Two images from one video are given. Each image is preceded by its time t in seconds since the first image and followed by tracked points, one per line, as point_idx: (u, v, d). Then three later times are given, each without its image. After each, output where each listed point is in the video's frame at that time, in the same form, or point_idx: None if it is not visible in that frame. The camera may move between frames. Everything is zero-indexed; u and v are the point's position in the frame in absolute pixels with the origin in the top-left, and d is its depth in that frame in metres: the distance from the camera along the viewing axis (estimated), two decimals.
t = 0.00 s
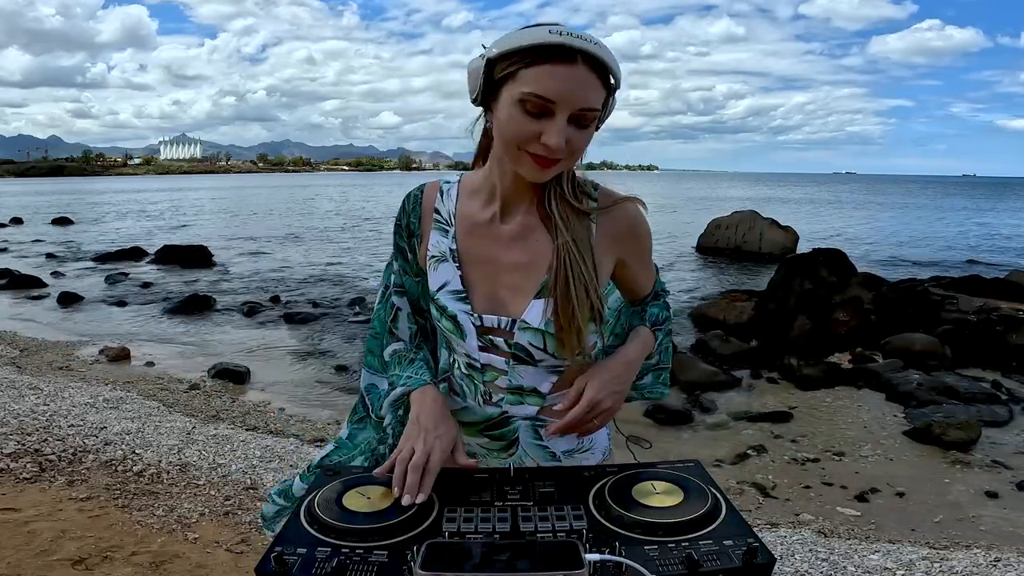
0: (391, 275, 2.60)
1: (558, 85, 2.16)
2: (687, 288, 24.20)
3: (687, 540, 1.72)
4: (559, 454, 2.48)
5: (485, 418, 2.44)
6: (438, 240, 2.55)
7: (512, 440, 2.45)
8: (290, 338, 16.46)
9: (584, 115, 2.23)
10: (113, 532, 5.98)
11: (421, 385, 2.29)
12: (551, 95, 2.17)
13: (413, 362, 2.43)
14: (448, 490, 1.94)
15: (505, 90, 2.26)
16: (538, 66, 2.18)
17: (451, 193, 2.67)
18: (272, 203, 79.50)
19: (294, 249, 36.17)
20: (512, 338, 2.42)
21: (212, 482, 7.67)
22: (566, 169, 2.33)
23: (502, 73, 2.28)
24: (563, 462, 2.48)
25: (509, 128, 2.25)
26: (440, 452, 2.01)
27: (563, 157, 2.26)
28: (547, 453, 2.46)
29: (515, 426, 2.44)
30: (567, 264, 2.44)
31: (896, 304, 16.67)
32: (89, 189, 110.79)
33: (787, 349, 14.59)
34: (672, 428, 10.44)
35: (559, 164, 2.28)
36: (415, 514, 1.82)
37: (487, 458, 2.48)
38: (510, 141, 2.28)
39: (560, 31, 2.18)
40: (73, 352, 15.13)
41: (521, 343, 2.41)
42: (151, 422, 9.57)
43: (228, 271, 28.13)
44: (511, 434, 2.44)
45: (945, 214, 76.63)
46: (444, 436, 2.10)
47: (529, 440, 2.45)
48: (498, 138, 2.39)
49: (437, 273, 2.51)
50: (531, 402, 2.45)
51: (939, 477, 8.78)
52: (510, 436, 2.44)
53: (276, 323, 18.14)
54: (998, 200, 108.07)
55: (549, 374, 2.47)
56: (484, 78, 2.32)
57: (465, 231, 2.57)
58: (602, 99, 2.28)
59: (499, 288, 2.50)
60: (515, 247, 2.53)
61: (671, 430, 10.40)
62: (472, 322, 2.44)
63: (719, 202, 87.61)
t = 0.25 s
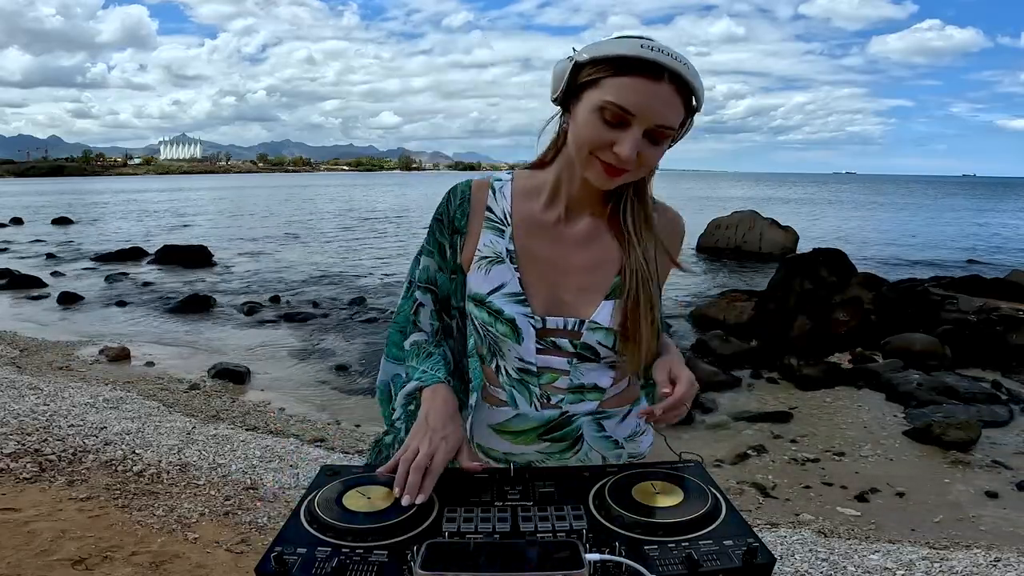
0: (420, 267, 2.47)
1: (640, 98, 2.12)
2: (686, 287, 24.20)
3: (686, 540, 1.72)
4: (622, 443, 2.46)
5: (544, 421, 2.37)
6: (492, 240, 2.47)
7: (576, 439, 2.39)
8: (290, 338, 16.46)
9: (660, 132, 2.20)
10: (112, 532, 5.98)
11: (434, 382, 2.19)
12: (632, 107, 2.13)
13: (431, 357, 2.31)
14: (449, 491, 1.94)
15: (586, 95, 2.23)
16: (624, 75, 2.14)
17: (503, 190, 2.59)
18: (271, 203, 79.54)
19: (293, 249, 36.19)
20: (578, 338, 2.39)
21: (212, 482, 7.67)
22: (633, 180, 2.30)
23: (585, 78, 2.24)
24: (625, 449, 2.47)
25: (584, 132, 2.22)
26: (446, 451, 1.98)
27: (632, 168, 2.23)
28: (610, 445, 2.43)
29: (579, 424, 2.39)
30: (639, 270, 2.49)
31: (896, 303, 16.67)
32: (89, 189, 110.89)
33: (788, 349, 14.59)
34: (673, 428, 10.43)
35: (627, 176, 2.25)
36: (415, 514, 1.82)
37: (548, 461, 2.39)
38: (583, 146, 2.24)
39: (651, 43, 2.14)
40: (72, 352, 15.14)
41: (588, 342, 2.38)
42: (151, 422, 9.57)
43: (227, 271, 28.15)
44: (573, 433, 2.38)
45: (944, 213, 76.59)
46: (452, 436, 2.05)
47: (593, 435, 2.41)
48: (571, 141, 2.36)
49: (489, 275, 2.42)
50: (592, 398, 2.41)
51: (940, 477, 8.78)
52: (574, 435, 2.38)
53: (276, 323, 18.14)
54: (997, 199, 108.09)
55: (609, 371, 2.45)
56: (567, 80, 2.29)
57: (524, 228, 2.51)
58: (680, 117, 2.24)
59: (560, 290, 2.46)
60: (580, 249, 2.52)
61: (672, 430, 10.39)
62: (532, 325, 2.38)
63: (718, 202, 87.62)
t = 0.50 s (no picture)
0: (421, 258, 2.38)
1: (637, 101, 2.14)
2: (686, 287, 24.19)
3: (686, 540, 1.72)
4: (636, 432, 2.52)
5: (570, 427, 2.36)
6: (519, 240, 2.39)
7: (601, 438, 2.39)
8: (290, 338, 16.46)
9: (660, 134, 2.19)
10: (112, 532, 5.98)
11: (427, 375, 2.16)
12: (629, 110, 2.14)
13: (423, 347, 2.25)
14: (450, 491, 1.93)
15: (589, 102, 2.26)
16: (620, 80, 2.17)
17: (524, 189, 2.54)
18: (270, 203, 79.57)
19: (292, 249, 36.21)
20: (604, 337, 2.37)
21: (212, 482, 7.67)
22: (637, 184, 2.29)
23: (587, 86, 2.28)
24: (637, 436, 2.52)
25: (586, 138, 2.24)
26: (445, 450, 1.96)
27: (634, 171, 2.22)
28: (627, 436, 2.48)
29: (604, 422, 2.39)
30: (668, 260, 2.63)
31: (896, 304, 16.68)
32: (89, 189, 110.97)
33: (788, 350, 14.59)
34: (674, 428, 10.43)
35: (630, 180, 2.24)
36: (415, 514, 1.82)
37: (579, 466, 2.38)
38: (585, 151, 2.26)
39: (646, 48, 2.17)
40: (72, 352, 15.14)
41: (612, 340, 2.38)
42: (151, 422, 9.57)
43: (226, 271, 28.16)
44: (599, 434, 2.38)
45: (943, 213, 76.56)
46: (452, 434, 2.03)
47: (616, 430, 2.43)
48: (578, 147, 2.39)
49: (516, 278, 2.33)
50: (612, 396, 2.41)
51: (939, 477, 8.78)
52: (599, 436, 2.38)
53: (275, 323, 18.14)
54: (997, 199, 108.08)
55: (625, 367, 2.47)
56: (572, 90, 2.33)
57: (547, 230, 2.47)
58: (681, 119, 2.24)
59: (586, 288, 2.43)
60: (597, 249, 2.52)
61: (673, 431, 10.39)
62: (560, 328, 2.33)
63: (717, 202, 87.63)
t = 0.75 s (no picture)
0: (389, 249, 2.35)
1: (589, 94, 2.16)
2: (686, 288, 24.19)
3: (687, 540, 1.72)
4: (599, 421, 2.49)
5: (545, 417, 2.33)
6: (494, 231, 2.38)
7: (573, 428, 2.38)
8: (290, 338, 16.46)
9: (614, 128, 2.20)
10: (112, 532, 5.99)
11: (401, 360, 2.11)
12: (581, 103, 2.17)
13: (389, 334, 2.22)
14: (448, 490, 1.94)
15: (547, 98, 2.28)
16: (576, 75, 2.20)
17: (496, 181, 2.53)
18: (270, 203, 79.57)
19: (293, 250, 36.20)
20: (574, 325, 2.36)
21: (212, 481, 7.67)
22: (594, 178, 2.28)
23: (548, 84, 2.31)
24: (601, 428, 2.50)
25: (542, 133, 2.26)
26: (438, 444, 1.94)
27: (587, 165, 2.22)
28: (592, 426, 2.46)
29: (574, 413, 2.37)
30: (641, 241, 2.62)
31: (895, 304, 16.70)
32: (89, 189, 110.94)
33: (787, 349, 14.59)
34: (673, 428, 10.42)
35: (585, 173, 2.24)
36: (416, 514, 1.82)
37: (551, 459, 2.37)
38: (542, 146, 2.28)
39: (602, 44, 2.20)
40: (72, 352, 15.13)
41: (580, 327, 2.36)
42: (151, 422, 9.57)
43: (226, 271, 28.16)
44: (570, 424, 2.36)
45: (944, 213, 76.56)
46: (439, 423, 1.99)
47: (584, 421, 2.40)
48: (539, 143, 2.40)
49: (491, 268, 2.33)
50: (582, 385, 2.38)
51: (939, 477, 8.79)
52: (570, 425, 2.36)
53: (276, 323, 18.14)
54: (997, 200, 108.08)
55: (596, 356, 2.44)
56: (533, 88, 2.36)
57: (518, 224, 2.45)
58: (637, 116, 2.24)
59: (557, 280, 2.41)
60: (565, 243, 2.49)
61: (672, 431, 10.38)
62: (534, 318, 2.31)
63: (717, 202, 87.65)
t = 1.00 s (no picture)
0: (361, 263, 2.38)
1: (540, 94, 2.19)
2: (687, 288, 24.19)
3: (687, 540, 1.72)
4: (549, 432, 2.48)
5: (491, 416, 2.39)
6: (447, 233, 2.43)
7: (518, 430, 2.42)
8: (290, 338, 16.45)
9: (565, 128, 2.23)
10: (113, 532, 5.99)
11: (386, 384, 2.18)
12: (533, 103, 2.19)
13: (371, 357, 2.27)
14: (446, 491, 1.94)
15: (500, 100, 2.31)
16: (528, 75, 2.23)
17: (450, 185, 2.55)
18: (271, 203, 79.51)
19: (293, 250, 36.16)
20: (527, 328, 2.42)
21: (212, 482, 7.67)
22: (547, 178, 2.31)
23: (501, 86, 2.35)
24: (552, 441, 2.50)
25: (495, 133, 2.28)
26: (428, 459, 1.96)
27: (539, 165, 2.25)
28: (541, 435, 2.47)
29: (522, 415, 2.42)
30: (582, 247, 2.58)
31: (896, 304, 16.71)
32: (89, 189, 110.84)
33: (787, 350, 14.59)
34: (672, 427, 10.42)
35: (538, 172, 2.26)
36: (414, 515, 1.82)
37: (489, 460, 2.40)
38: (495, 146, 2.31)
39: (553, 45, 2.24)
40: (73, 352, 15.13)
41: (535, 330, 2.42)
42: (151, 422, 9.57)
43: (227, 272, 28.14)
44: (517, 425, 2.41)
45: (945, 213, 76.52)
46: (428, 440, 2.03)
47: (531, 426, 2.44)
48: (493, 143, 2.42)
49: (444, 269, 2.38)
50: (533, 388, 2.44)
51: (940, 477, 8.78)
52: (515, 427, 2.41)
53: (276, 323, 18.14)
54: (998, 200, 108.05)
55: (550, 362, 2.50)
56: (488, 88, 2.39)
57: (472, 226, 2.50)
58: (588, 117, 2.28)
59: (511, 281, 2.47)
60: (520, 244, 2.53)
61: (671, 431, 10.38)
62: (487, 318, 2.38)
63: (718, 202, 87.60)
